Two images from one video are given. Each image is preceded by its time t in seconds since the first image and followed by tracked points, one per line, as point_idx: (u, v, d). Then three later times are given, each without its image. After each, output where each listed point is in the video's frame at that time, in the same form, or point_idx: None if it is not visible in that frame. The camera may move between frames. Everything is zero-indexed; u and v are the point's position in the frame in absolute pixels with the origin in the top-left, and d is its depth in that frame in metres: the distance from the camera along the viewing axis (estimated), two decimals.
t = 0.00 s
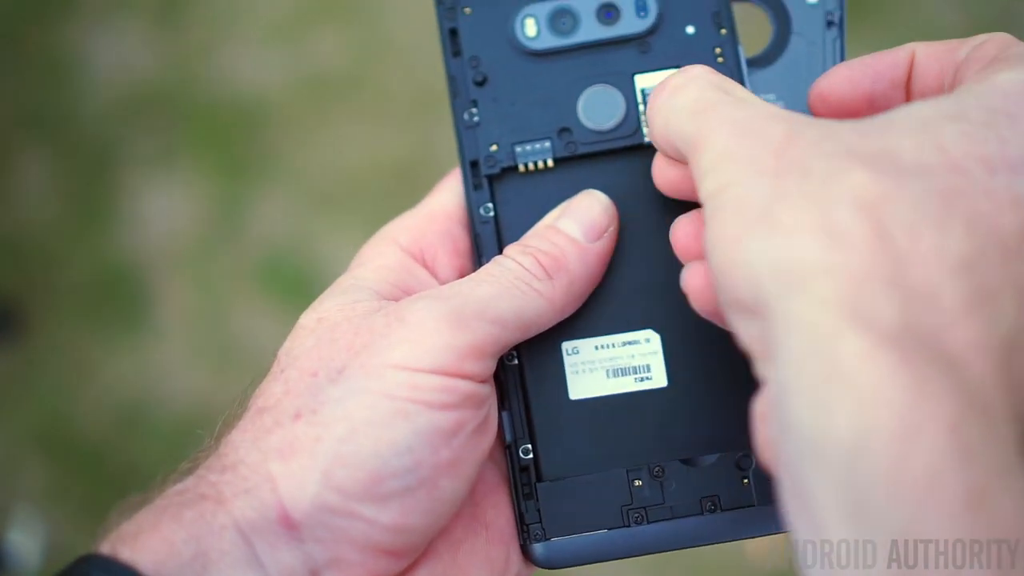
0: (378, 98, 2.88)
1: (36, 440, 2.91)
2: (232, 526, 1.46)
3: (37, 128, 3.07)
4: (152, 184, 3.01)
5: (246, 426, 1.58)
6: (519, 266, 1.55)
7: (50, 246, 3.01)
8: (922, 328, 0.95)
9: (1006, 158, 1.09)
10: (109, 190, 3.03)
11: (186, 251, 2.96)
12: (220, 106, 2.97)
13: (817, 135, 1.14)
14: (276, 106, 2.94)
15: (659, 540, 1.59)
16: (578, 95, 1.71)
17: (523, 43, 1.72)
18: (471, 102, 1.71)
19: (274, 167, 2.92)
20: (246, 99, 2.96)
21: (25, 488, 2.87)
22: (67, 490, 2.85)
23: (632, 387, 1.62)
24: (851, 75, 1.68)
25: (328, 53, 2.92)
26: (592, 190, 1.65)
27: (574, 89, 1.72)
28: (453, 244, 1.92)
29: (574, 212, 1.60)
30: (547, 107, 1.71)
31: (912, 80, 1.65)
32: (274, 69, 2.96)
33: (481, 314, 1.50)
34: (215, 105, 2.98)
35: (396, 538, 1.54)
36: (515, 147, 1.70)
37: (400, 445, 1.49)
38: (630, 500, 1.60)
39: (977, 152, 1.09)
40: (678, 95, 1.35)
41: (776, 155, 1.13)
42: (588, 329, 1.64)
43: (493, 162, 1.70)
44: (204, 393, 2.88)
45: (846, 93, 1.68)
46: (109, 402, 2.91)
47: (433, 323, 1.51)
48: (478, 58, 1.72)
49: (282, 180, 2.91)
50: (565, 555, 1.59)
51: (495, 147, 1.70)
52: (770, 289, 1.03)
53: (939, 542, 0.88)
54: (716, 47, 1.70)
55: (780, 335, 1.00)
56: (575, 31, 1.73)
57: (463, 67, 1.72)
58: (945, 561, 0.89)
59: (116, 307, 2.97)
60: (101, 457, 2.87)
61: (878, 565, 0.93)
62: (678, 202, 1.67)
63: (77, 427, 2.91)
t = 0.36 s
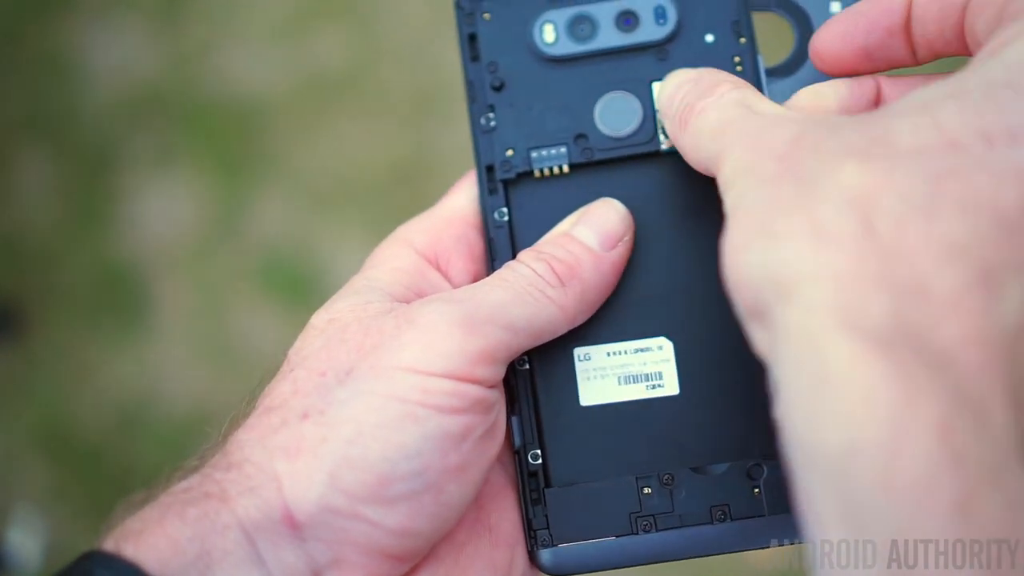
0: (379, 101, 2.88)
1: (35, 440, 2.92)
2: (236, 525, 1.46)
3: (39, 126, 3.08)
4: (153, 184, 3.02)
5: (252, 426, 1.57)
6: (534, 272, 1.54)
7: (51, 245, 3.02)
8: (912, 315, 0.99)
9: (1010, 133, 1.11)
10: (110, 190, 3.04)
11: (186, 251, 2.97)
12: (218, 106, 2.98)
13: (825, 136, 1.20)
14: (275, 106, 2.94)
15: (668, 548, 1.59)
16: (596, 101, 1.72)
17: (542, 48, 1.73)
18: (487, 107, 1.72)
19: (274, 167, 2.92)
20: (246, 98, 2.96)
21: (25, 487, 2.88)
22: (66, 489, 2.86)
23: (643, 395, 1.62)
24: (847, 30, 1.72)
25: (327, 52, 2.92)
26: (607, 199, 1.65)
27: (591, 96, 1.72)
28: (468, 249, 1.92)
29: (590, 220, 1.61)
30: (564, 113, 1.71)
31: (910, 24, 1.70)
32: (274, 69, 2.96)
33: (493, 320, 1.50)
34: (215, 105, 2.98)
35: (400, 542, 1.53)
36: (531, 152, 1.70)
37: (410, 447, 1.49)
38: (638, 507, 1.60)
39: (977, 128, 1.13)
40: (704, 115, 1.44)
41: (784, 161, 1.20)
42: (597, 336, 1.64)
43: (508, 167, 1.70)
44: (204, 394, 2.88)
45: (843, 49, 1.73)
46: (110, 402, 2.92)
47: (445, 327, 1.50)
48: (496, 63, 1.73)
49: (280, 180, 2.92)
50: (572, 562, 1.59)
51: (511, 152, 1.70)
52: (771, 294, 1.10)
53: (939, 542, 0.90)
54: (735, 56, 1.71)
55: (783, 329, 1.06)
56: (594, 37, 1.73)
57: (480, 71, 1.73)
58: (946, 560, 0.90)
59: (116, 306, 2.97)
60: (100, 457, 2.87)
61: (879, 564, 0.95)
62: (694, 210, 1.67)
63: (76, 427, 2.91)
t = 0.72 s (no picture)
0: (379, 100, 2.87)
1: (35, 441, 2.92)
2: (235, 530, 1.46)
3: (38, 127, 3.08)
4: (154, 184, 3.02)
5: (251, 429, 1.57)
6: (533, 274, 1.54)
7: (52, 245, 3.02)
8: (960, 403, 1.08)
9: None
10: (111, 190, 3.04)
11: (187, 251, 2.96)
12: (220, 106, 2.97)
13: (877, 180, 1.21)
14: (277, 107, 2.93)
15: (666, 555, 1.58)
16: (599, 104, 1.71)
17: (545, 51, 1.72)
18: (490, 109, 1.71)
19: (275, 168, 2.92)
20: (247, 98, 2.96)
21: (25, 487, 2.88)
22: (66, 491, 2.86)
23: (643, 400, 1.61)
24: (847, 34, 1.68)
25: (327, 52, 2.91)
26: (608, 201, 1.64)
27: (594, 98, 1.72)
28: (467, 250, 1.91)
29: (590, 222, 1.60)
30: (567, 116, 1.71)
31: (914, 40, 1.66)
32: (274, 69, 2.95)
33: (493, 323, 1.49)
34: (216, 106, 2.97)
35: (400, 546, 1.53)
36: (532, 155, 1.70)
37: (409, 452, 1.48)
38: (636, 514, 1.58)
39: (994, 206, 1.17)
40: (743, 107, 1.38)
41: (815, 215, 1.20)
42: (599, 341, 1.63)
43: (510, 170, 1.69)
44: (205, 394, 2.87)
45: (841, 53, 1.69)
46: (110, 401, 2.91)
47: (445, 329, 1.50)
48: (499, 65, 1.72)
49: (281, 181, 2.92)
50: (570, 567, 1.58)
51: (513, 154, 1.70)
52: (812, 353, 1.15)
53: (940, 543, 1.05)
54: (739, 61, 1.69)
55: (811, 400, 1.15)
56: (598, 40, 1.73)
57: (483, 73, 1.72)
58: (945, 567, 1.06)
59: (117, 306, 2.97)
60: (101, 457, 2.87)
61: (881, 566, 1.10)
62: (696, 216, 1.68)
63: (77, 427, 2.91)
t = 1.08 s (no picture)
0: (378, 99, 2.88)
1: (36, 442, 2.92)
2: (233, 522, 1.46)
3: (36, 130, 3.09)
4: (151, 184, 3.02)
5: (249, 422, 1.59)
6: (525, 262, 1.56)
7: (50, 245, 3.02)
8: None
9: None
10: (109, 190, 3.04)
11: (185, 250, 2.96)
12: (218, 107, 2.98)
13: None
14: (275, 106, 2.94)
15: (665, 537, 1.58)
16: (582, 92, 1.72)
17: (528, 41, 1.73)
18: (475, 100, 1.71)
19: (272, 168, 2.92)
20: (242, 98, 2.96)
21: (25, 487, 2.88)
22: (67, 491, 2.85)
23: (636, 382, 1.63)
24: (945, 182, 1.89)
25: (326, 52, 2.94)
26: (596, 184, 1.66)
27: (577, 87, 1.72)
28: (458, 243, 1.94)
29: (577, 209, 1.62)
30: (552, 105, 1.71)
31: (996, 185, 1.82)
32: (272, 69, 2.96)
33: (483, 308, 1.51)
34: (217, 107, 2.98)
35: (399, 534, 1.53)
36: (518, 144, 1.70)
37: (402, 440, 1.48)
38: (633, 496, 1.59)
39: None
40: (954, 216, 1.51)
41: (989, 314, 1.40)
42: (589, 326, 1.65)
43: (497, 160, 1.70)
44: (204, 393, 2.86)
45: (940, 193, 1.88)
46: (108, 402, 2.92)
47: (434, 317, 1.50)
48: (482, 56, 1.73)
49: (280, 180, 2.91)
50: (569, 552, 1.59)
51: (499, 144, 1.70)
52: (966, 425, 1.38)
53: (1007, 542, 1.34)
54: (721, 45, 1.70)
55: (981, 451, 1.36)
56: (579, 29, 1.73)
57: (467, 65, 1.73)
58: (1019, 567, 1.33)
59: (116, 306, 2.97)
60: (101, 457, 2.87)
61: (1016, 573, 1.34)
62: (683, 199, 1.68)
63: (78, 427, 2.91)
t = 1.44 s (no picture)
0: (376, 100, 2.87)
1: (35, 444, 2.91)
2: (219, 519, 1.47)
3: (39, 131, 3.04)
4: (152, 184, 3.00)
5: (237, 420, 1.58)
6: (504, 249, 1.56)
7: (52, 246, 3.00)
8: None
9: None
10: (110, 192, 3.01)
11: (188, 251, 2.95)
12: (218, 106, 2.96)
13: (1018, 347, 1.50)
14: (275, 105, 2.92)
15: (654, 523, 1.59)
16: (556, 83, 1.72)
17: (500, 35, 1.72)
18: (449, 95, 1.71)
19: (275, 168, 2.91)
20: (242, 98, 2.94)
21: (25, 486, 2.88)
22: (68, 490, 2.85)
23: (620, 370, 1.63)
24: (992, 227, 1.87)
25: (327, 52, 2.91)
26: (572, 171, 1.66)
27: (550, 79, 1.72)
28: (437, 238, 1.92)
29: (554, 198, 1.62)
30: (524, 98, 1.71)
31: None
32: (271, 68, 2.95)
33: (460, 299, 1.51)
34: (216, 106, 2.96)
35: (385, 526, 1.54)
36: (495, 137, 1.70)
37: (384, 433, 1.49)
38: (621, 483, 1.60)
39: None
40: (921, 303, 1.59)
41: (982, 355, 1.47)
42: (571, 315, 1.65)
43: (474, 154, 1.70)
44: (205, 393, 2.86)
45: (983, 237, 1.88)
46: (110, 405, 2.91)
47: (411, 308, 1.50)
48: (455, 50, 1.72)
49: (280, 180, 2.91)
50: (559, 542, 1.61)
51: (475, 138, 1.70)
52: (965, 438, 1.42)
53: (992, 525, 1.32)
54: (692, 30, 1.70)
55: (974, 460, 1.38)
56: (550, 21, 1.73)
57: (439, 60, 1.72)
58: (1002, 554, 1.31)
59: (117, 308, 2.96)
60: (100, 458, 2.87)
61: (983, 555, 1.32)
62: (660, 185, 1.68)
63: (78, 427, 2.90)
